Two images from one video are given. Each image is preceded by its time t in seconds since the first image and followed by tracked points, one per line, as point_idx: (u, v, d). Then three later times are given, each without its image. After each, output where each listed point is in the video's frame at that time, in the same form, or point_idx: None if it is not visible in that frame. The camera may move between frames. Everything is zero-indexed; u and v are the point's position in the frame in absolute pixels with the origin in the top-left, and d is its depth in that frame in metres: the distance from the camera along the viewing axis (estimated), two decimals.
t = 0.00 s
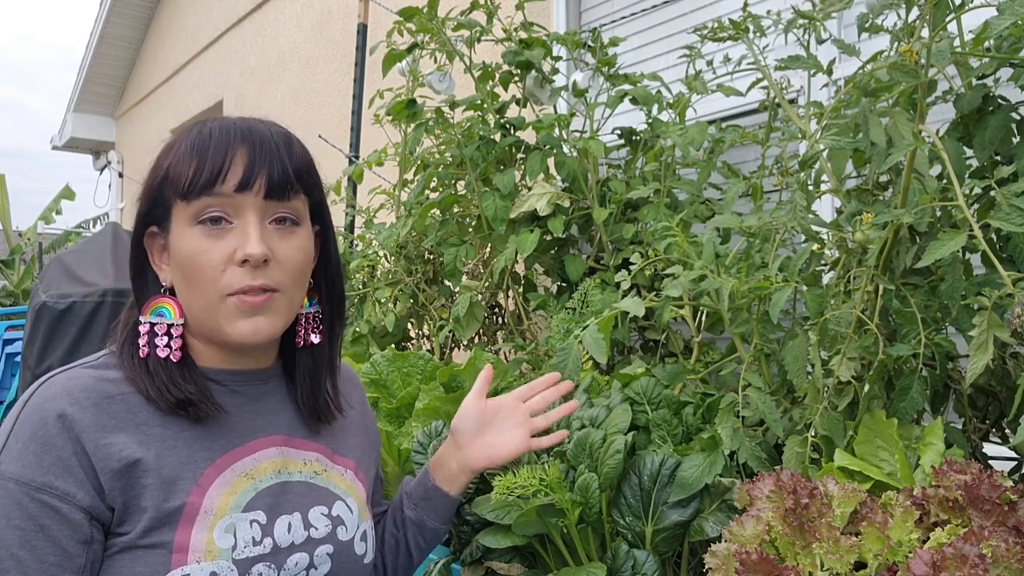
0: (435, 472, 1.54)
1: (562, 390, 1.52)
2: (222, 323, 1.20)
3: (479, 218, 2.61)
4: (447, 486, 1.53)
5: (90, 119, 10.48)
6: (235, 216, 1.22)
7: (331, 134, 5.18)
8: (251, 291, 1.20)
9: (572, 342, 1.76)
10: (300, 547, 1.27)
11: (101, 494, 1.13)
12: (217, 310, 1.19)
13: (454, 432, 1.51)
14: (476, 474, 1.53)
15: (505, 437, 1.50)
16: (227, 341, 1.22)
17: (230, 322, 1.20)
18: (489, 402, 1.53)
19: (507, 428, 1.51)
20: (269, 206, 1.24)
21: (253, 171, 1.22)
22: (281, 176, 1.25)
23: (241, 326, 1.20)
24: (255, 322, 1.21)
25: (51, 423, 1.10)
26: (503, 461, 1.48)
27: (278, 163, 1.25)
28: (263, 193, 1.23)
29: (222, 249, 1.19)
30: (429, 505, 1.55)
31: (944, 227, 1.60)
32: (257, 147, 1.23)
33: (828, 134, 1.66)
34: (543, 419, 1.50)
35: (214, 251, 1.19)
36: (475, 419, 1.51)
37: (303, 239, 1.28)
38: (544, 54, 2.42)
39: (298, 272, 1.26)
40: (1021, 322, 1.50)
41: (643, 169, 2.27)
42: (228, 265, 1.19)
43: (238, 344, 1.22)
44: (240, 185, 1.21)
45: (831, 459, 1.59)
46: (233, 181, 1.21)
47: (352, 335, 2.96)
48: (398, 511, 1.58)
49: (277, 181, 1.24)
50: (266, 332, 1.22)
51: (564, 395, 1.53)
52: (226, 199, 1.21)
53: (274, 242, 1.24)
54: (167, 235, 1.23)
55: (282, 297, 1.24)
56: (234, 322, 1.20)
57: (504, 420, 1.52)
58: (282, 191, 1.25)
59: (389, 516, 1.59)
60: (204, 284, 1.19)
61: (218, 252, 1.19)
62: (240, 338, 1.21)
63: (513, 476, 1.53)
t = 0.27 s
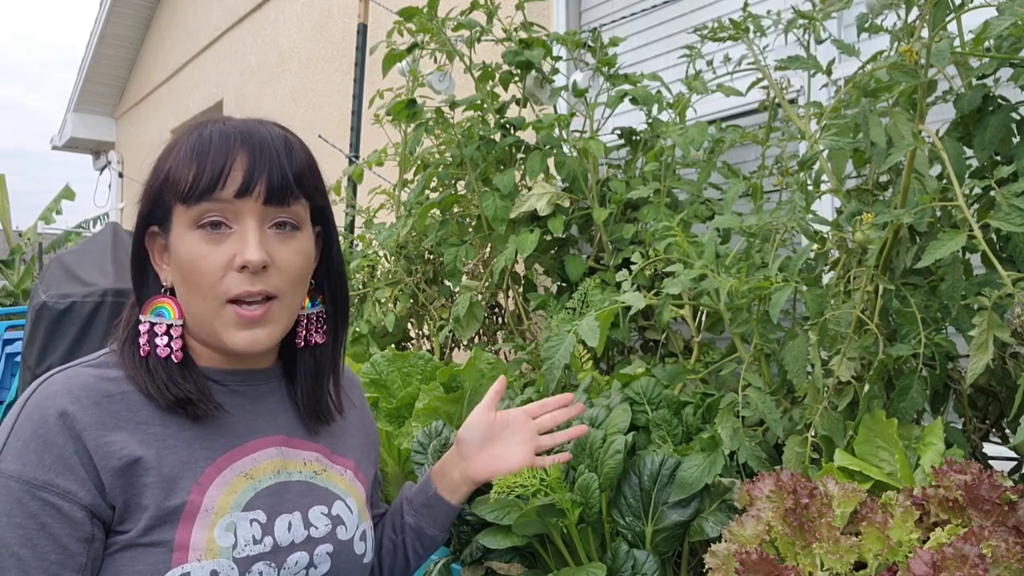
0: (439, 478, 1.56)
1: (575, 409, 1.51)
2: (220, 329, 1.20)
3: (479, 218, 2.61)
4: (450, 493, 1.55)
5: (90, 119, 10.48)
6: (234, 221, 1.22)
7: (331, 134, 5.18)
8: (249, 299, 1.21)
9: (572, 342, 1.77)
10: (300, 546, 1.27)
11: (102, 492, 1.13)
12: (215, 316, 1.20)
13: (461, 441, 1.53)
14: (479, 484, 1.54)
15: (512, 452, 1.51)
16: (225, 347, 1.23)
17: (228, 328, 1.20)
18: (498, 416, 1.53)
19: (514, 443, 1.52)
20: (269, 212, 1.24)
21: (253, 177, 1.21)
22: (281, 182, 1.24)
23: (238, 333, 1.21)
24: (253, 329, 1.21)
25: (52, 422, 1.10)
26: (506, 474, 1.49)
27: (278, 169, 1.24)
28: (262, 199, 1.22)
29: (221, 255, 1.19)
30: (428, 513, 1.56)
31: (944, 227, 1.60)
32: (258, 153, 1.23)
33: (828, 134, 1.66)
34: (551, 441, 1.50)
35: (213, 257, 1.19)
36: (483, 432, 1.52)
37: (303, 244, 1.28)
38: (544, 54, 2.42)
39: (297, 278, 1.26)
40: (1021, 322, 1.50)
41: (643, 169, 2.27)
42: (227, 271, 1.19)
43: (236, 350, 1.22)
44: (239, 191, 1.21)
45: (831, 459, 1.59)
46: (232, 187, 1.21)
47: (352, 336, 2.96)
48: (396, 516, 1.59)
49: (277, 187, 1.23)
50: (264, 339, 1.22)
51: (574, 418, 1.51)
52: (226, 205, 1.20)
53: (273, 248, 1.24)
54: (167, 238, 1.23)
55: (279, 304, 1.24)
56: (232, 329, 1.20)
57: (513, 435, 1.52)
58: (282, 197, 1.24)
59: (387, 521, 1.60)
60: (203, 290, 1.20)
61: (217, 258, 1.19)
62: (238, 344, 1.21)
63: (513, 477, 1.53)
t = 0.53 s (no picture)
0: (438, 479, 1.56)
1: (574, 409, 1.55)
2: (224, 326, 1.20)
3: (479, 218, 2.61)
4: (449, 493, 1.55)
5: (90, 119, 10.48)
6: (238, 219, 1.21)
7: (331, 134, 5.18)
8: (253, 295, 1.20)
9: (571, 342, 1.77)
10: (299, 546, 1.27)
11: (102, 492, 1.13)
12: (218, 313, 1.19)
13: (460, 442, 1.53)
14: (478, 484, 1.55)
15: (513, 452, 1.52)
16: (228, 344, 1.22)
17: (231, 325, 1.20)
18: (499, 416, 1.54)
19: (515, 444, 1.53)
20: (272, 210, 1.24)
21: (257, 175, 1.21)
22: (284, 180, 1.24)
23: (241, 329, 1.20)
24: (256, 326, 1.21)
25: (52, 422, 1.10)
26: (506, 474, 1.50)
27: (281, 168, 1.24)
28: (266, 198, 1.23)
29: (225, 252, 1.19)
30: (428, 513, 1.56)
31: (944, 227, 1.60)
32: (261, 151, 1.23)
33: (828, 134, 1.66)
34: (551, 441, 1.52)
35: (217, 254, 1.19)
36: (484, 432, 1.53)
37: (305, 243, 1.28)
38: (544, 54, 2.42)
39: (300, 277, 1.26)
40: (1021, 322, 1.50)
41: (643, 169, 2.27)
42: (231, 268, 1.19)
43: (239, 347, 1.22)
44: (243, 189, 1.21)
45: (831, 459, 1.59)
46: (236, 185, 1.21)
47: (352, 336, 2.97)
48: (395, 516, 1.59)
49: (281, 185, 1.24)
50: (266, 336, 1.22)
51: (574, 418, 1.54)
52: (229, 202, 1.20)
53: (276, 245, 1.24)
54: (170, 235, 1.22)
55: (282, 302, 1.24)
56: (235, 325, 1.20)
57: (514, 435, 1.53)
58: (285, 194, 1.25)
59: (387, 521, 1.60)
60: (207, 287, 1.19)
61: (221, 255, 1.19)
62: (241, 341, 1.21)
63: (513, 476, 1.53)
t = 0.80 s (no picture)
0: (438, 479, 1.56)
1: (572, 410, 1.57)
2: (224, 326, 1.20)
3: (479, 218, 2.61)
4: (449, 493, 1.55)
5: (90, 119, 10.48)
6: (240, 218, 1.22)
7: (331, 133, 5.18)
8: (254, 295, 1.20)
9: (571, 342, 1.77)
10: (299, 546, 1.27)
11: (102, 491, 1.13)
12: (219, 312, 1.19)
13: (460, 442, 1.53)
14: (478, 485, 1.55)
15: (514, 453, 1.52)
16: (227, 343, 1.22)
17: (231, 324, 1.20)
18: (500, 417, 1.54)
19: (515, 445, 1.53)
20: (274, 209, 1.24)
21: (260, 174, 1.21)
22: (286, 180, 1.24)
23: (242, 329, 1.21)
24: (257, 326, 1.21)
25: (52, 422, 1.10)
26: (507, 475, 1.50)
27: (284, 167, 1.25)
28: (268, 197, 1.23)
29: (227, 251, 1.19)
30: (428, 513, 1.56)
31: (944, 227, 1.60)
32: (264, 150, 1.23)
33: (828, 134, 1.66)
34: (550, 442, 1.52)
35: (218, 253, 1.19)
36: (484, 433, 1.53)
37: (305, 243, 1.28)
38: (544, 54, 2.42)
39: (300, 276, 1.26)
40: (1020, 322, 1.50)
41: (643, 169, 2.27)
42: (232, 267, 1.19)
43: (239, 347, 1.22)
44: (246, 188, 1.21)
45: (831, 459, 1.59)
46: (239, 184, 1.21)
47: (352, 336, 2.97)
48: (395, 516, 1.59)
49: (283, 185, 1.24)
50: (266, 335, 1.22)
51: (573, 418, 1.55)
52: (232, 201, 1.20)
53: (278, 245, 1.24)
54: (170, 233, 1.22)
55: (282, 301, 1.24)
56: (235, 325, 1.20)
57: (514, 437, 1.53)
58: (287, 194, 1.25)
59: (387, 521, 1.60)
60: (208, 286, 1.19)
61: (223, 254, 1.19)
62: (241, 341, 1.21)
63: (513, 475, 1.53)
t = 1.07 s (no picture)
0: (434, 476, 1.57)
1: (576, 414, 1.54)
2: (237, 329, 1.20)
3: (479, 218, 2.61)
4: (447, 493, 1.56)
5: (90, 119, 10.48)
6: (260, 222, 1.22)
7: (332, 133, 5.18)
8: (270, 300, 1.21)
9: (571, 342, 1.77)
10: (298, 545, 1.26)
11: (100, 492, 1.13)
12: (232, 315, 1.20)
13: (457, 442, 1.53)
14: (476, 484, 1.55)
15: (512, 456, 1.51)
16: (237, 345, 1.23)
17: (245, 328, 1.21)
18: (497, 417, 1.53)
19: (513, 446, 1.53)
20: (291, 216, 1.25)
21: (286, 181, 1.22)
22: (308, 188, 1.26)
23: (255, 334, 1.21)
24: (269, 330, 1.22)
25: (50, 424, 1.10)
26: (506, 475, 1.50)
27: (308, 175, 1.26)
28: (289, 204, 1.24)
29: (246, 254, 1.20)
30: (426, 510, 1.56)
31: (944, 227, 1.60)
32: (289, 158, 1.24)
33: (828, 134, 1.66)
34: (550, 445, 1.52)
35: (237, 256, 1.19)
36: (481, 434, 1.52)
37: (316, 250, 1.30)
38: (544, 54, 2.42)
39: (311, 282, 1.28)
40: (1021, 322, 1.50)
41: (643, 169, 2.27)
42: (250, 271, 1.20)
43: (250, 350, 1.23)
44: (270, 194, 1.22)
45: (831, 459, 1.59)
46: (264, 189, 1.21)
47: (353, 336, 2.97)
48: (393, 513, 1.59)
49: (304, 193, 1.26)
50: (278, 341, 1.23)
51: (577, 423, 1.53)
52: (254, 205, 1.21)
53: (294, 252, 1.25)
54: (183, 231, 1.21)
55: (294, 308, 1.25)
56: (249, 329, 1.21)
57: (512, 438, 1.53)
58: (306, 203, 1.26)
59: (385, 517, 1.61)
60: (223, 288, 1.19)
61: (241, 257, 1.20)
62: (252, 345, 1.22)
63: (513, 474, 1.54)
